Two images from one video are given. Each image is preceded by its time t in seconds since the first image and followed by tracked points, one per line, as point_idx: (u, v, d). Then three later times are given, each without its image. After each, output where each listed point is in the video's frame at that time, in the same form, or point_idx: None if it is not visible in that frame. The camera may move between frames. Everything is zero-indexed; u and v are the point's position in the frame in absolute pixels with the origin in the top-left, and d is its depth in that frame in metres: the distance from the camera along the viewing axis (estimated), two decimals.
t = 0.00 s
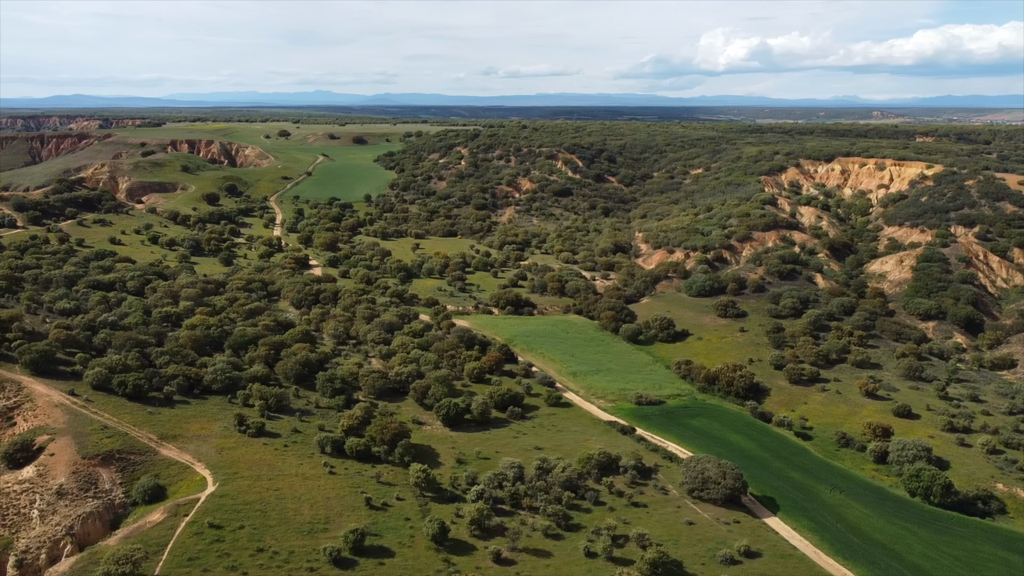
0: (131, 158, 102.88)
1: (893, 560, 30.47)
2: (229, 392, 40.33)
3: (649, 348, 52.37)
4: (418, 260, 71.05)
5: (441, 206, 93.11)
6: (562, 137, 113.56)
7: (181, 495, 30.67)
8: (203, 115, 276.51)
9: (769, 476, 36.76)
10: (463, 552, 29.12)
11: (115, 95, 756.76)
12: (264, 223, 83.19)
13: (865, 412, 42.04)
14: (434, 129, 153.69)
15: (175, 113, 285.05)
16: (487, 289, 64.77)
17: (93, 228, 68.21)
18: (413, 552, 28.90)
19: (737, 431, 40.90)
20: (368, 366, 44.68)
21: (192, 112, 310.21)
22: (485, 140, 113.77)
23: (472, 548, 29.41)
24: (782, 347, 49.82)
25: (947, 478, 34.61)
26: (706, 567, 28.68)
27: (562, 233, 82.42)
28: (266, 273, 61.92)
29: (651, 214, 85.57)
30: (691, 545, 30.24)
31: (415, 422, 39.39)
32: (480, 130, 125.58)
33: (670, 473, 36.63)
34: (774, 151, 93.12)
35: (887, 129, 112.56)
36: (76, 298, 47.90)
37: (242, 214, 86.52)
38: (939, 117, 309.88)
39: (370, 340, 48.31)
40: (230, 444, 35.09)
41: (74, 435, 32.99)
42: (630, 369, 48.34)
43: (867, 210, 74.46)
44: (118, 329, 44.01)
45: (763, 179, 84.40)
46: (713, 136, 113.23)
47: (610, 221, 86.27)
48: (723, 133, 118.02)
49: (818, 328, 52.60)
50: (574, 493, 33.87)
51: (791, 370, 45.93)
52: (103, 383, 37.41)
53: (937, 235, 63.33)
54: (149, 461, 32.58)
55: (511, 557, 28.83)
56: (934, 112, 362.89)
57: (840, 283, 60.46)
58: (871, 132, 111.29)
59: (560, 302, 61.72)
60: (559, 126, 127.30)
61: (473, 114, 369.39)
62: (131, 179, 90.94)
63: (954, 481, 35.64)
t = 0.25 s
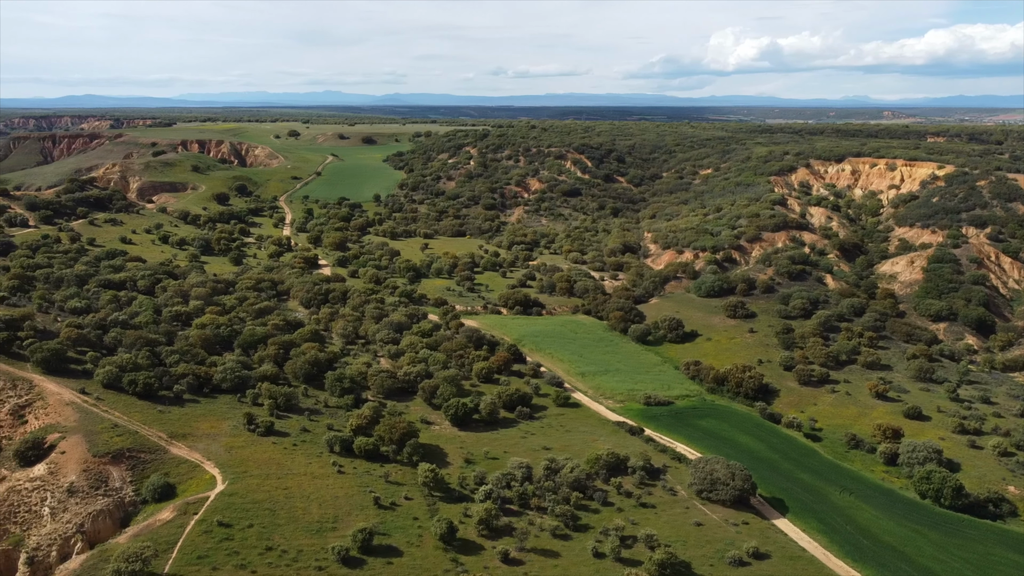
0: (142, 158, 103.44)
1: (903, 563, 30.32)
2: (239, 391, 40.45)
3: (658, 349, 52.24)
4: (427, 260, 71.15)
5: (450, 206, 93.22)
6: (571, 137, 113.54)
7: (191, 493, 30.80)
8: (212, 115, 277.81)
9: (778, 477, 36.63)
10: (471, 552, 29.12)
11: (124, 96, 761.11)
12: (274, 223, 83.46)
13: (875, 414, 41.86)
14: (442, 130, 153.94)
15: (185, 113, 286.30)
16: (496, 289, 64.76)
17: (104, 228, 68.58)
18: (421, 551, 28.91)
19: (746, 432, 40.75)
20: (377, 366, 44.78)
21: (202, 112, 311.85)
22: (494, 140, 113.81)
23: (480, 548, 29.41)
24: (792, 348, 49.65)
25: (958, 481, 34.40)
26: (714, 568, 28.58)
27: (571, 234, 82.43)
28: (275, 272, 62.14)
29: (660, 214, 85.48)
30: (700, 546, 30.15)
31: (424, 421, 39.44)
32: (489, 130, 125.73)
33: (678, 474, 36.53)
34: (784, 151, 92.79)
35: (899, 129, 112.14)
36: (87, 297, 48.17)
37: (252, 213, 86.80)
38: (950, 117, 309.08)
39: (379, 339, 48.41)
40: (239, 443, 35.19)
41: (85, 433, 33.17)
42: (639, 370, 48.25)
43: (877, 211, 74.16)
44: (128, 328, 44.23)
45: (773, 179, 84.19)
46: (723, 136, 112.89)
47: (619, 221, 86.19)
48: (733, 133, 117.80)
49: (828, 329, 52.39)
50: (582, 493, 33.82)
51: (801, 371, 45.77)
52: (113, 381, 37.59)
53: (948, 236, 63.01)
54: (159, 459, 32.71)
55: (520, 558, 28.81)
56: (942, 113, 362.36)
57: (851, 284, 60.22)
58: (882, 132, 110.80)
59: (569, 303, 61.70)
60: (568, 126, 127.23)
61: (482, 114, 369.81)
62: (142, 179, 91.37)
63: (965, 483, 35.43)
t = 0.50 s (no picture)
0: (156, 157, 104.23)
1: (916, 566, 30.11)
2: (251, 389, 40.65)
3: (669, 349, 52.11)
4: (439, 259, 71.30)
5: (462, 206, 93.36)
6: (583, 137, 113.48)
7: (204, 491, 30.95)
8: (224, 115, 279.59)
9: (790, 479, 36.45)
10: (482, 552, 29.12)
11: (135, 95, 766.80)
12: (287, 222, 83.87)
13: (889, 416, 41.59)
14: (453, 130, 154.10)
15: (198, 113, 288.43)
16: (507, 289, 64.82)
17: (119, 227, 69.12)
18: (432, 551, 28.94)
19: (758, 434, 40.57)
20: (388, 365, 44.90)
21: (215, 113, 314.35)
22: (507, 140, 113.85)
23: (491, 548, 29.41)
24: (805, 349, 49.42)
25: (973, 484, 34.13)
26: (726, 570, 28.47)
27: (582, 234, 82.37)
28: (288, 272, 62.44)
29: (672, 215, 85.32)
30: (711, 548, 30.03)
31: (435, 421, 39.50)
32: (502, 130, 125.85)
33: (689, 475, 36.42)
34: (797, 151, 92.34)
35: (913, 129, 111.43)
36: (101, 295, 48.57)
37: (265, 213, 87.24)
38: (964, 117, 307.96)
39: (391, 339, 48.56)
40: (252, 442, 35.33)
41: (99, 430, 33.41)
42: (651, 371, 48.11)
43: (891, 212, 73.68)
44: (142, 327, 44.56)
45: (786, 180, 83.86)
46: (735, 136, 112.41)
47: (631, 221, 86.05)
48: (746, 133, 117.43)
49: (841, 330, 52.08)
50: (593, 494, 33.76)
51: (813, 373, 45.55)
52: (127, 379, 37.85)
53: (963, 237, 62.49)
54: (172, 457, 32.90)
55: (530, 558, 28.79)
56: (955, 113, 359.98)
57: (864, 285, 59.87)
58: (896, 133, 110.04)
59: (580, 303, 61.66)
60: (580, 126, 127.11)
61: (492, 114, 370.67)
62: (156, 178, 92.00)
63: (980, 486, 35.14)
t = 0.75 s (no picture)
0: (170, 157, 104.95)
1: (930, 569, 29.88)
2: (263, 388, 40.82)
3: (681, 350, 51.94)
4: (450, 259, 71.39)
5: (474, 206, 93.46)
6: (594, 137, 113.33)
7: (216, 489, 31.09)
8: (237, 115, 281.25)
9: (803, 481, 36.23)
10: (492, 552, 29.10)
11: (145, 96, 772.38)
12: (299, 222, 84.23)
13: (902, 418, 41.32)
14: (465, 129, 154.23)
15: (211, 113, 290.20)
16: (519, 289, 64.84)
17: (133, 226, 69.60)
18: (442, 550, 28.95)
19: (770, 435, 40.38)
20: (400, 365, 44.99)
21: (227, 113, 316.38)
22: (519, 140, 113.84)
23: (501, 548, 29.38)
24: (817, 351, 49.15)
25: (987, 487, 33.85)
26: (737, 572, 28.35)
27: (594, 234, 82.28)
28: (300, 271, 62.69)
29: (684, 215, 85.12)
30: (722, 550, 29.90)
31: (446, 420, 39.54)
32: (513, 130, 125.91)
33: (701, 476, 36.30)
34: (810, 152, 91.86)
35: (928, 129, 110.65)
36: (116, 294, 48.94)
37: (278, 212, 87.63)
38: (984, 117, 307.91)
39: (402, 338, 48.67)
40: (264, 440, 35.46)
41: (113, 428, 33.61)
42: (662, 371, 47.98)
43: (906, 212, 73.15)
44: (156, 325, 44.85)
45: (799, 180, 83.46)
46: (748, 136, 111.88)
47: (643, 222, 85.89)
48: (759, 133, 116.97)
49: (854, 331, 51.78)
50: (604, 494, 33.69)
51: (826, 374, 45.31)
52: (140, 378, 38.08)
53: (979, 238, 61.96)
54: (184, 455, 33.07)
55: (541, 558, 28.75)
56: (968, 114, 357.77)
57: (878, 287, 59.50)
58: (911, 133, 109.25)
59: (592, 303, 61.58)
60: (591, 127, 126.99)
61: (502, 114, 370.95)
62: (170, 178, 92.46)
63: (995, 490, 34.83)
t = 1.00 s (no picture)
0: (184, 157, 105.66)
1: (944, 572, 29.66)
2: (275, 387, 40.99)
3: (693, 351, 51.77)
4: (462, 259, 71.50)
5: (486, 206, 93.56)
6: (606, 137, 113.21)
7: (228, 487, 31.19)
8: (250, 115, 283.20)
9: (817, 482, 36.08)
10: (503, 552, 29.08)
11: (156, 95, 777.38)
12: (312, 222, 84.58)
13: (916, 420, 41.05)
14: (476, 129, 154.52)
15: (223, 113, 292.18)
16: (530, 289, 64.86)
17: (147, 225, 70.07)
18: (453, 550, 28.93)
19: (782, 437, 40.20)
20: (411, 364, 45.10)
21: (281, 111, 321.89)
22: (530, 140, 113.86)
23: (512, 548, 29.35)
24: (830, 352, 48.89)
25: (1002, 490, 33.57)
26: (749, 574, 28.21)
27: (606, 234, 82.19)
28: (312, 270, 62.95)
29: (697, 215, 84.91)
30: (734, 551, 29.77)
31: (457, 420, 39.57)
32: (525, 130, 125.97)
33: (712, 477, 36.15)
34: (823, 152, 91.36)
35: (943, 129, 109.91)
36: (129, 292, 49.28)
37: (290, 212, 88.03)
38: (998, 117, 306.08)
39: (413, 338, 48.79)
40: (276, 439, 35.57)
41: (126, 426, 33.84)
42: (673, 372, 47.87)
43: (920, 213, 72.67)
44: (169, 324, 45.15)
45: (812, 180, 83.07)
46: (760, 136, 111.36)
47: (655, 222, 85.69)
48: (772, 133, 116.57)
49: (868, 333, 51.45)
50: (615, 495, 33.62)
51: (838, 376, 45.07)
52: (154, 376, 38.31)
53: (994, 239, 61.44)
54: (197, 453, 33.24)
55: (551, 558, 28.70)
56: (981, 113, 355.77)
57: (892, 288, 59.13)
58: (925, 133, 108.52)
59: (603, 304, 61.51)
60: (603, 127, 126.82)
61: (511, 114, 371.54)
62: (184, 178, 92.96)
63: (1010, 493, 34.52)
